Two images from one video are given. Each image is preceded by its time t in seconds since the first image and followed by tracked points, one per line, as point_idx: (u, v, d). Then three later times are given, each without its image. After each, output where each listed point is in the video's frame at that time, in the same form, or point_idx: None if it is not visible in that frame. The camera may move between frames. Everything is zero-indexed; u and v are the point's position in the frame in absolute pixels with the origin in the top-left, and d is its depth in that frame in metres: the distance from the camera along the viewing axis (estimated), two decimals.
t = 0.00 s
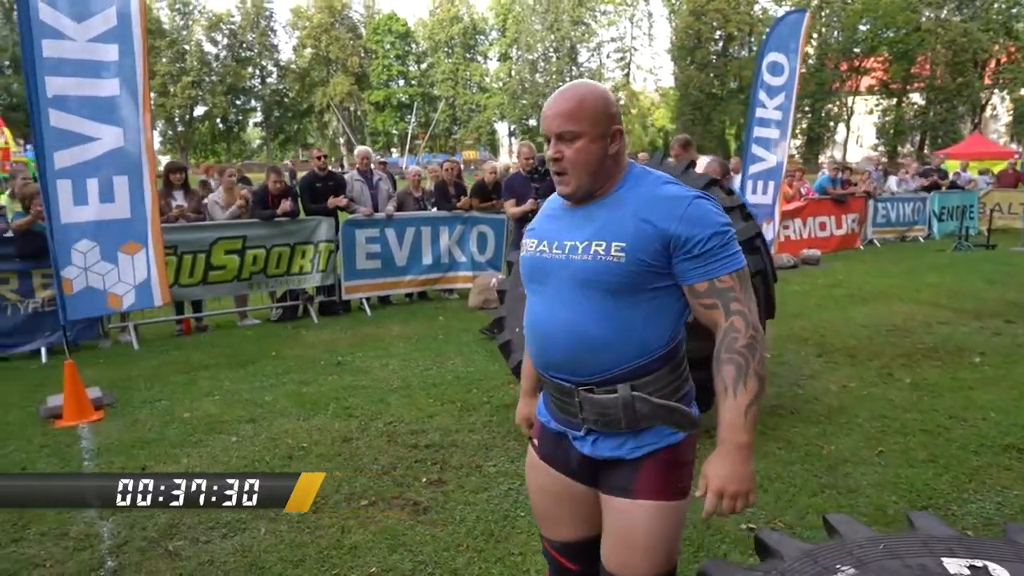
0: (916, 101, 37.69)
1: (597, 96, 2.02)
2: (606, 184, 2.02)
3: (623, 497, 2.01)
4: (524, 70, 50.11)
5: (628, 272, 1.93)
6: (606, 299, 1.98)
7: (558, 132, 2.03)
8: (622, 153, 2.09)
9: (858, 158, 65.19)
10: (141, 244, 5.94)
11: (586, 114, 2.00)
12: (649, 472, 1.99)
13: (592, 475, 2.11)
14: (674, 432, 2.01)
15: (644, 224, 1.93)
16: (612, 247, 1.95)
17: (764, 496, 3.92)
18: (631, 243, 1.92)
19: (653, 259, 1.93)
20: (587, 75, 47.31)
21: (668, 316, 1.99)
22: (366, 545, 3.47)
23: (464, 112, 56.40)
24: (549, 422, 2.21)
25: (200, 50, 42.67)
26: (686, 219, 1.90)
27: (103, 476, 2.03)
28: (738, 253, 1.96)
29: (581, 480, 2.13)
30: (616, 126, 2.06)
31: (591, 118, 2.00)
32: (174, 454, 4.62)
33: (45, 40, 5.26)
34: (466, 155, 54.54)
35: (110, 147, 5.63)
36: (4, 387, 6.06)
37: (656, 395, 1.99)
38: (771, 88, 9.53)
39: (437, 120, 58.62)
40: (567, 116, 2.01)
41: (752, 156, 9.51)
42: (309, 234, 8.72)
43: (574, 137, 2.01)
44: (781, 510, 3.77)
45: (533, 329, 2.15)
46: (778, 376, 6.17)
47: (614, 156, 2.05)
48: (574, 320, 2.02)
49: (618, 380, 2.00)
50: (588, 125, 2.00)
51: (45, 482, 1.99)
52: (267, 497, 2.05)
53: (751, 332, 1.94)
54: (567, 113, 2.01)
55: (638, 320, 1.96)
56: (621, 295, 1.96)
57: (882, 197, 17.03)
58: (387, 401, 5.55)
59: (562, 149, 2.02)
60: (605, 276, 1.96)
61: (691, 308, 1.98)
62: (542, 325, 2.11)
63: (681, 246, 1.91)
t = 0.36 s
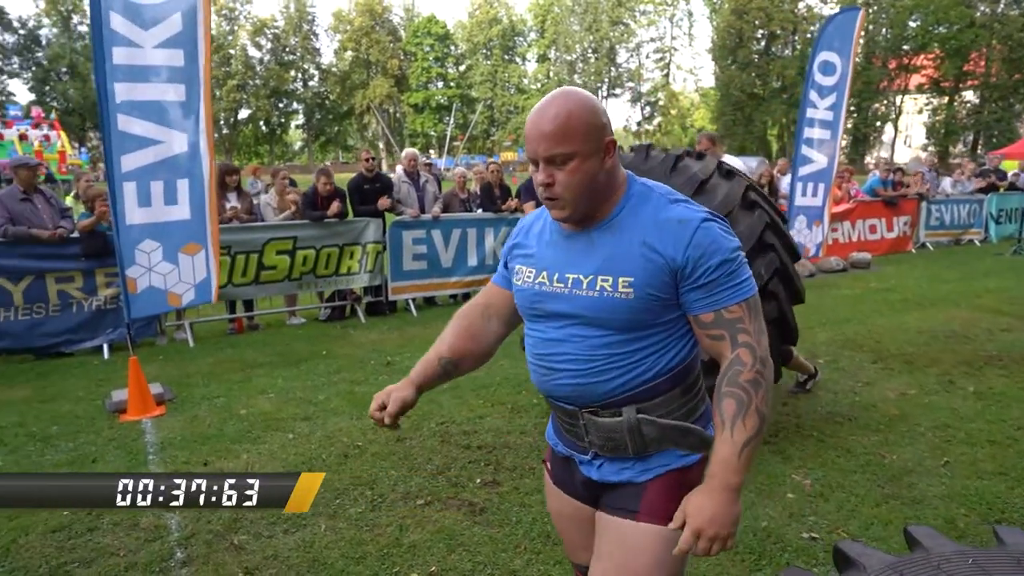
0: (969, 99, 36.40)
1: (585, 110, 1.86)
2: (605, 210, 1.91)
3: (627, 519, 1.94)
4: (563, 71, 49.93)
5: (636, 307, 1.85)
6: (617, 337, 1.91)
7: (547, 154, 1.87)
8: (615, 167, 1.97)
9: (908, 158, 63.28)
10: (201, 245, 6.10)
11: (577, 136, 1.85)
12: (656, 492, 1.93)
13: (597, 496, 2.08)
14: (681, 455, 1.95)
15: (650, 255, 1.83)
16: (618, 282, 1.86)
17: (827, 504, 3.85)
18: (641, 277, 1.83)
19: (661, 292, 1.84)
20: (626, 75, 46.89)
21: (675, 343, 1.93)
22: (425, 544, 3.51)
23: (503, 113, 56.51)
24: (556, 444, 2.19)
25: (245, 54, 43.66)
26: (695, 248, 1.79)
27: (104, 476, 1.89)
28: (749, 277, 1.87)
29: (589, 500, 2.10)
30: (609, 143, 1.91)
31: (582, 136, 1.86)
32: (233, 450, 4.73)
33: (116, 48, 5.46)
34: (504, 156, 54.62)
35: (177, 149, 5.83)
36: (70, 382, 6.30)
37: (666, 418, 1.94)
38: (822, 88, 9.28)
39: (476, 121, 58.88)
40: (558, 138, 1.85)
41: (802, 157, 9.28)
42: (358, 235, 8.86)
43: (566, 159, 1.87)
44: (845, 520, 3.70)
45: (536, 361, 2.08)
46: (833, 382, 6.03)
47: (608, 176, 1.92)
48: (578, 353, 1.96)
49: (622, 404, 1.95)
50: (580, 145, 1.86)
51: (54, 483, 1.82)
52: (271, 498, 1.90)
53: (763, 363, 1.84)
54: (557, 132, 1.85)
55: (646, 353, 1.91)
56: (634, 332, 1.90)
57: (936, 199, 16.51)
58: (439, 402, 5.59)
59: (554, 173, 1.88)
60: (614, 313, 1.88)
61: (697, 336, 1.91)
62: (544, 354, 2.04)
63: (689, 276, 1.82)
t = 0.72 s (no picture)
0: None
1: (606, 102, 1.55)
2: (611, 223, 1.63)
3: None
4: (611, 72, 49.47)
5: (633, 343, 1.59)
6: (605, 369, 1.66)
7: (551, 150, 1.58)
8: (635, 171, 1.66)
9: (971, 159, 60.72)
10: (260, 243, 6.28)
11: (588, 134, 1.55)
12: (643, 558, 1.70)
13: (581, 545, 1.87)
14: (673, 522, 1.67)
15: (656, 283, 1.55)
16: (612, 310, 1.59)
17: (893, 516, 3.72)
18: (639, 308, 1.56)
19: (666, 328, 1.55)
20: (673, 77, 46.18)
21: (679, 386, 1.64)
22: (481, 542, 3.53)
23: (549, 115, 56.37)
24: (540, 478, 1.97)
25: (296, 58, 44.66)
26: (708, 285, 1.49)
27: (107, 477, 2.04)
28: (784, 332, 1.54)
29: (575, 550, 1.89)
30: (629, 145, 1.60)
31: (596, 132, 1.55)
32: (292, 444, 4.84)
33: (183, 53, 5.67)
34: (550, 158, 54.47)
35: (238, 150, 5.98)
36: (136, 375, 6.54)
37: (654, 470, 1.68)
38: (883, 86, 8.90)
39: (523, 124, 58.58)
40: (565, 132, 1.56)
41: (861, 157, 8.97)
42: (409, 235, 8.97)
43: (574, 157, 1.57)
44: (912, 533, 3.57)
45: (521, 374, 1.86)
46: (898, 390, 5.81)
47: (624, 181, 1.62)
48: (564, 379, 1.73)
49: (607, 446, 1.71)
50: (592, 143, 1.56)
51: (69, 484, 1.98)
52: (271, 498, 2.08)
53: (778, 435, 1.53)
54: (569, 124, 1.56)
55: (644, 395, 1.64)
56: (625, 369, 1.64)
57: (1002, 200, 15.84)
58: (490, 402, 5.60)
59: (558, 173, 1.59)
60: (603, 343, 1.62)
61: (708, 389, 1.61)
62: (531, 372, 1.82)
63: (698, 316, 1.51)
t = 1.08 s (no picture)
0: None
1: (562, 85, 1.32)
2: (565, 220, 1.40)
3: None
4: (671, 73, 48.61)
5: (573, 355, 1.35)
6: (547, 379, 1.42)
7: (500, 137, 1.38)
8: (600, 166, 1.42)
9: None
10: (326, 242, 6.45)
11: (538, 118, 1.33)
12: None
13: None
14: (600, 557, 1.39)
15: (599, 287, 1.30)
16: (550, 307, 1.36)
17: (974, 533, 3.55)
18: (577, 307, 1.33)
19: (613, 340, 1.31)
20: (736, 76, 45.28)
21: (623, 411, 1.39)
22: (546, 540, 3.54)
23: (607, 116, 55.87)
24: (503, 521, 1.75)
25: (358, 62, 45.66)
26: (651, 281, 1.23)
27: (108, 477, 1.99)
28: (744, 352, 1.23)
29: None
30: (588, 133, 1.36)
31: (549, 119, 1.32)
32: (355, 438, 4.94)
33: (256, 56, 5.88)
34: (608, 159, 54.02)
35: (305, 152, 6.15)
36: (209, 367, 6.81)
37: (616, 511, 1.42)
38: (965, 83, 8.47)
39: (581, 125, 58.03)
40: (511, 116, 1.35)
41: (939, 157, 8.54)
42: (470, 235, 9.05)
43: (523, 148, 1.36)
44: (994, 551, 3.40)
45: (471, 389, 1.64)
46: (979, 402, 5.51)
47: (585, 177, 1.39)
48: (505, 397, 1.50)
49: (567, 484, 1.47)
50: (544, 131, 1.33)
51: (70, 484, 1.96)
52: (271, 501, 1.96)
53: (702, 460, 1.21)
54: (517, 108, 1.34)
55: (583, 414, 1.40)
56: (565, 379, 1.40)
57: None
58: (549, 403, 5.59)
59: (506, 163, 1.38)
60: (542, 347, 1.39)
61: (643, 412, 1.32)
62: (478, 384, 1.60)
63: (636, 316, 1.25)
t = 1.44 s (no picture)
0: None
1: (482, 63, 1.31)
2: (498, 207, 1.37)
3: None
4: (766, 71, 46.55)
5: (513, 345, 1.30)
6: (484, 381, 1.36)
7: (422, 119, 1.35)
8: (524, 151, 1.38)
9: None
10: (415, 243, 6.58)
11: (460, 95, 1.31)
12: None
13: None
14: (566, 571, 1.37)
15: (536, 272, 1.26)
16: (487, 300, 1.31)
17: None
18: (513, 295, 1.28)
19: (552, 328, 1.26)
20: (836, 74, 42.44)
21: (572, 413, 1.33)
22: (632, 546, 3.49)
23: (697, 117, 54.28)
24: (439, 534, 1.69)
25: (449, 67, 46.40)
26: (594, 265, 1.19)
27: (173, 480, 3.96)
28: (692, 327, 1.20)
29: None
30: (512, 113, 1.33)
31: (470, 96, 1.30)
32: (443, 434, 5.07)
33: (353, 61, 6.19)
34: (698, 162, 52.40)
35: (395, 153, 6.33)
36: (306, 361, 7.14)
37: (560, 519, 1.39)
38: None
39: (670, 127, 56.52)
40: (433, 96, 1.33)
41: None
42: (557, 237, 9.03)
43: (445, 127, 1.33)
44: None
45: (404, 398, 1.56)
46: None
47: (511, 158, 1.36)
48: (441, 402, 1.44)
49: (497, 488, 1.42)
50: (466, 108, 1.31)
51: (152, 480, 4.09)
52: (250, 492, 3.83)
53: (671, 443, 1.17)
54: (437, 90, 1.32)
55: (529, 414, 1.34)
56: (505, 380, 1.34)
57: None
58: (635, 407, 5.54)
59: (429, 145, 1.35)
60: (478, 342, 1.33)
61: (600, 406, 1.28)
62: (412, 398, 1.51)
63: (580, 303, 1.21)
